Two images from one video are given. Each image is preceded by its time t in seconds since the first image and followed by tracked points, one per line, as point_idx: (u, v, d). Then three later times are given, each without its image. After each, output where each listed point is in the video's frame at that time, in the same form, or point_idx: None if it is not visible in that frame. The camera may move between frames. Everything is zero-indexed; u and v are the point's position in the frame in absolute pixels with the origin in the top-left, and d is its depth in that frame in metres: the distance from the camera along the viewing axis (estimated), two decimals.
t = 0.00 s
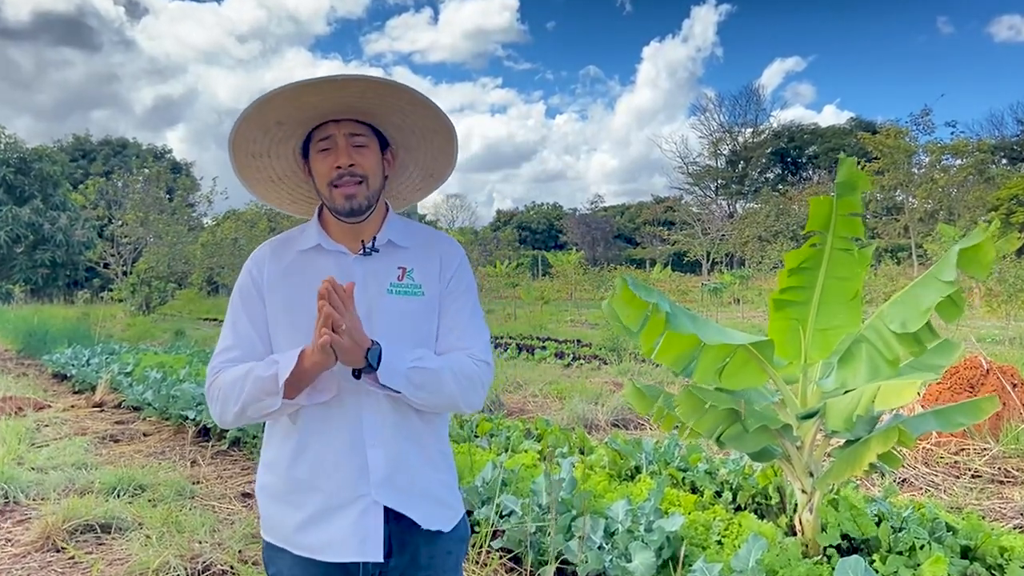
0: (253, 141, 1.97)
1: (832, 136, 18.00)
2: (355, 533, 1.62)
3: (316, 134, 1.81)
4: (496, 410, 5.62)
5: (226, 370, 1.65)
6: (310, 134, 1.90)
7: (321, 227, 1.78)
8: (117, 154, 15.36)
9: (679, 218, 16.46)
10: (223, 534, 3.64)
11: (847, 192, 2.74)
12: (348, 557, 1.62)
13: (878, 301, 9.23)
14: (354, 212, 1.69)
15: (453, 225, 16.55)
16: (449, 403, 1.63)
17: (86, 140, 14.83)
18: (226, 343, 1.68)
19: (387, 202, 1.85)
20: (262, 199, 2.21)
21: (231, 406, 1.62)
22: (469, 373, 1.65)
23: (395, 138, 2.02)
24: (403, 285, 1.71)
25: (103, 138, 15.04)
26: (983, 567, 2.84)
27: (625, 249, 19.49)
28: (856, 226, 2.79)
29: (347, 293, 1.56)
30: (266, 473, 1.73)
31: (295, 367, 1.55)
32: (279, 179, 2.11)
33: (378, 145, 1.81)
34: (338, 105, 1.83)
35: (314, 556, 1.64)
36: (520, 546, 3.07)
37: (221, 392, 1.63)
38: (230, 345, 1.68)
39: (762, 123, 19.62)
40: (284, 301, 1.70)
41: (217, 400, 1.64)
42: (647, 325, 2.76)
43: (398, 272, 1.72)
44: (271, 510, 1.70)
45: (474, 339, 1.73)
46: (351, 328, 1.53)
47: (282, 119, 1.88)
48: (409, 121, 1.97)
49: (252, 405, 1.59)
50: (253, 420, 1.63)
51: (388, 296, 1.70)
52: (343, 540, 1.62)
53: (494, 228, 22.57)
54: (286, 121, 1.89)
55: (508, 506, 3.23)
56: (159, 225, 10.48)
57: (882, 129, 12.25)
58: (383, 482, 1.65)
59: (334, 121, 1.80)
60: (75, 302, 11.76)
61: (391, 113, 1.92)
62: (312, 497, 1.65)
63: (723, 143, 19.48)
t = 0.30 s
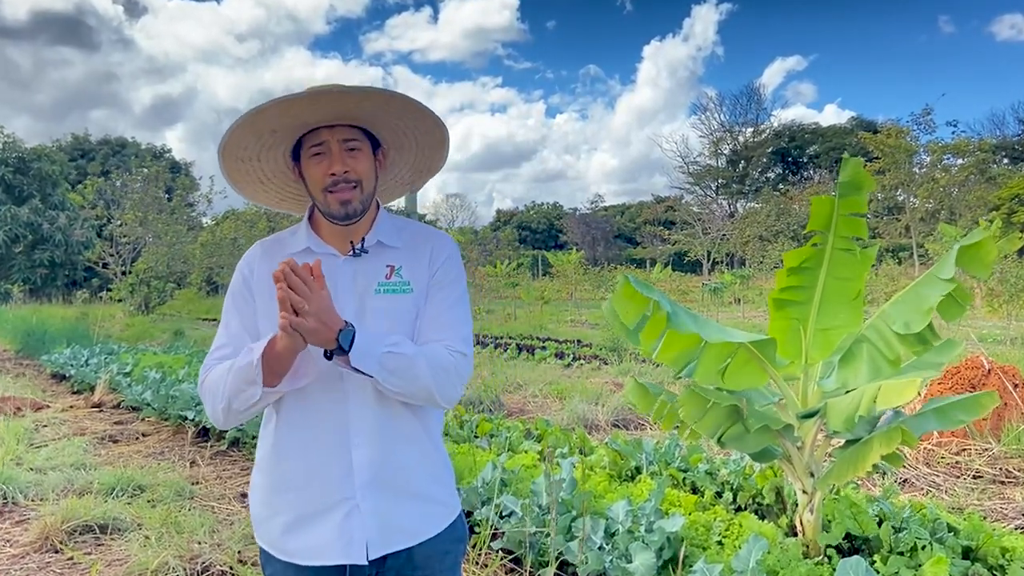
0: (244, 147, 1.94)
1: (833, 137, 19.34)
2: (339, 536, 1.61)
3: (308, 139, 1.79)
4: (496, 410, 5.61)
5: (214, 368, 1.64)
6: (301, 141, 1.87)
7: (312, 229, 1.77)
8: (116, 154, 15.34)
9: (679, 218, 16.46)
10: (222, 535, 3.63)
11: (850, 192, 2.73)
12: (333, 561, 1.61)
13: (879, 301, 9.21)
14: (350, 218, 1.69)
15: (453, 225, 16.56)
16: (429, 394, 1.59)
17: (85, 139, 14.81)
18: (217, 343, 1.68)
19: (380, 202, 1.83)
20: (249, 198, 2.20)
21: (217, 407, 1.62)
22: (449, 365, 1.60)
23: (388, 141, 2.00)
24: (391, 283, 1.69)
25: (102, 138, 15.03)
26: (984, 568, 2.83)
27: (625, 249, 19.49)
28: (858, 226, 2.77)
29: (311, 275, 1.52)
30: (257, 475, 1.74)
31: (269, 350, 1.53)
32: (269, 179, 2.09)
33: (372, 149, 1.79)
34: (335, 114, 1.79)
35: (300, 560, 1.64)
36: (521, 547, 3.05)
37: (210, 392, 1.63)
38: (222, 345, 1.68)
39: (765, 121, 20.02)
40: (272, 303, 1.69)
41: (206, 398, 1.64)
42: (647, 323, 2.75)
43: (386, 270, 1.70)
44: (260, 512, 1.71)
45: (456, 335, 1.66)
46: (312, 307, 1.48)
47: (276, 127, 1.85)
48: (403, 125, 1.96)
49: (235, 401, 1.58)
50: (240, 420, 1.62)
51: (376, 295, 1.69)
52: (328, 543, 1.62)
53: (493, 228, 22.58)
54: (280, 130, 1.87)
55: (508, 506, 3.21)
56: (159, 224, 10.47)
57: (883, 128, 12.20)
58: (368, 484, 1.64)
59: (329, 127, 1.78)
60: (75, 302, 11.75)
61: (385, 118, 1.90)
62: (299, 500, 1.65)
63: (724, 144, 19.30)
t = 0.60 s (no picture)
0: (237, 149, 1.92)
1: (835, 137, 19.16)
2: (334, 538, 1.60)
3: (304, 144, 1.77)
4: (496, 411, 5.60)
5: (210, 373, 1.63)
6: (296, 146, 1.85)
7: (303, 232, 1.75)
8: (114, 154, 15.31)
9: (679, 218, 16.46)
10: (221, 536, 3.61)
11: (850, 192, 2.71)
12: (328, 562, 1.60)
13: (880, 301, 9.21)
14: (347, 224, 1.67)
15: (454, 225, 16.56)
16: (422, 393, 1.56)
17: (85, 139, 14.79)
18: (211, 347, 1.67)
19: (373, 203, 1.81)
20: (237, 195, 2.18)
21: (210, 413, 1.60)
22: (447, 367, 1.60)
23: (381, 143, 1.99)
24: (385, 284, 1.67)
25: (101, 138, 15.01)
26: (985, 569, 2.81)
27: (625, 249, 19.47)
28: (860, 227, 2.75)
29: (309, 290, 1.50)
30: (251, 478, 1.72)
31: (264, 365, 1.53)
32: (259, 178, 2.08)
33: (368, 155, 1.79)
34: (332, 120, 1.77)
35: (296, 562, 1.63)
36: (520, 548, 3.04)
37: (204, 397, 1.61)
38: (215, 349, 1.67)
39: (763, 123, 19.79)
40: (266, 308, 1.68)
41: (199, 404, 1.63)
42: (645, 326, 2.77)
43: (379, 271, 1.69)
44: (255, 516, 1.69)
45: (455, 343, 1.65)
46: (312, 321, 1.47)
47: (273, 132, 1.82)
48: (398, 129, 1.95)
49: (230, 409, 1.56)
50: (233, 426, 1.61)
51: (370, 297, 1.67)
52: (323, 545, 1.60)
53: (493, 229, 22.58)
54: (277, 135, 1.84)
55: (508, 507, 3.18)
56: (158, 224, 10.44)
57: (884, 128, 12.18)
58: (363, 485, 1.62)
59: (325, 131, 1.76)
60: (74, 302, 11.73)
61: (381, 123, 1.89)
62: (293, 503, 1.63)
63: (725, 143, 19.35)
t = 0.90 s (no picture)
0: (237, 134, 1.90)
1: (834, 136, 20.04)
2: (328, 541, 1.58)
3: (302, 137, 1.75)
4: (496, 411, 5.59)
5: (201, 373, 1.58)
6: (294, 140, 1.83)
7: (297, 231, 1.72)
8: (114, 154, 15.37)
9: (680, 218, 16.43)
10: (220, 537, 3.60)
11: (858, 192, 2.70)
12: (323, 565, 1.58)
13: (881, 301, 9.18)
14: (334, 219, 1.66)
15: (453, 225, 16.56)
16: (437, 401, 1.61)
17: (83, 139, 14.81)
18: (201, 348, 1.62)
19: (368, 204, 1.80)
20: (235, 185, 2.16)
21: (202, 414, 1.57)
22: (479, 366, 1.65)
23: (381, 146, 1.97)
24: (383, 288, 1.68)
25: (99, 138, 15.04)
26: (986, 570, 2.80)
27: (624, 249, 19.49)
28: (868, 228, 2.74)
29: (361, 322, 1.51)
30: (244, 480, 1.70)
31: (277, 385, 1.51)
32: (258, 168, 2.06)
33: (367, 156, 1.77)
34: (332, 116, 1.75)
35: (292, 565, 1.61)
36: (520, 548, 3.03)
37: (194, 397, 1.57)
38: (206, 350, 1.62)
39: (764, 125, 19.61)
40: (262, 307, 1.66)
41: (188, 405, 1.58)
42: (645, 324, 2.72)
43: (377, 273, 1.69)
44: (248, 518, 1.67)
45: (481, 333, 1.72)
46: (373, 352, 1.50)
47: (274, 120, 1.81)
48: (400, 135, 1.94)
49: (226, 417, 1.54)
50: (226, 429, 1.57)
51: (367, 299, 1.67)
52: (320, 547, 1.58)
53: (494, 228, 22.56)
54: (278, 123, 1.82)
55: (508, 508, 3.16)
56: (156, 225, 10.42)
57: (886, 127, 12.12)
58: (358, 488, 1.61)
59: (324, 127, 1.75)
60: (73, 302, 11.71)
61: (383, 125, 1.86)
62: (287, 505, 1.61)
63: (725, 143, 19.16)
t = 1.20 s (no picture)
0: (245, 137, 1.88)
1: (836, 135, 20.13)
2: (339, 541, 1.57)
3: (310, 139, 1.74)
4: (496, 411, 5.58)
5: (212, 377, 1.55)
6: (302, 141, 1.81)
7: (305, 230, 1.71)
8: (113, 154, 15.38)
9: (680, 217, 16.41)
10: (220, 537, 3.58)
11: (860, 192, 2.68)
12: (333, 565, 1.57)
13: (882, 301, 9.16)
14: (344, 223, 1.65)
15: (453, 224, 16.55)
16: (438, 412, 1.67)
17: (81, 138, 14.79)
18: (210, 349, 1.58)
19: (375, 205, 1.80)
20: (243, 182, 2.14)
21: (214, 415, 1.53)
22: (473, 378, 1.72)
23: (390, 147, 1.97)
24: (391, 291, 1.69)
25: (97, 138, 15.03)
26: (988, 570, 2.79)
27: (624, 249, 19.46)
28: (871, 228, 2.72)
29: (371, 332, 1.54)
30: (247, 480, 1.66)
31: (295, 393, 1.49)
32: (265, 167, 2.04)
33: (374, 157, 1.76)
34: (343, 120, 1.73)
35: (299, 565, 1.58)
36: (520, 549, 3.01)
37: (206, 399, 1.54)
38: (214, 351, 1.58)
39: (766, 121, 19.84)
40: (271, 306, 1.63)
41: (199, 408, 1.55)
42: (648, 321, 2.70)
43: (386, 277, 1.70)
44: (252, 518, 1.63)
45: (474, 342, 1.78)
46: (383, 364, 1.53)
47: (283, 124, 1.78)
48: (408, 137, 1.93)
49: (240, 421, 1.52)
50: (237, 430, 1.54)
51: (377, 302, 1.68)
52: (330, 547, 1.57)
53: (494, 229, 22.53)
54: (287, 127, 1.80)
55: (508, 509, 3.13)
56: (155, 224, 10.40)
57: (887, 127, 12.09)
58: (369, 488, 1.61)
59: (333, 130, 1.73)
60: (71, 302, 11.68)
61: (391, 127, 1.85)
62: (296, 505, 1.59)
63: (726, 142, 19.17)
